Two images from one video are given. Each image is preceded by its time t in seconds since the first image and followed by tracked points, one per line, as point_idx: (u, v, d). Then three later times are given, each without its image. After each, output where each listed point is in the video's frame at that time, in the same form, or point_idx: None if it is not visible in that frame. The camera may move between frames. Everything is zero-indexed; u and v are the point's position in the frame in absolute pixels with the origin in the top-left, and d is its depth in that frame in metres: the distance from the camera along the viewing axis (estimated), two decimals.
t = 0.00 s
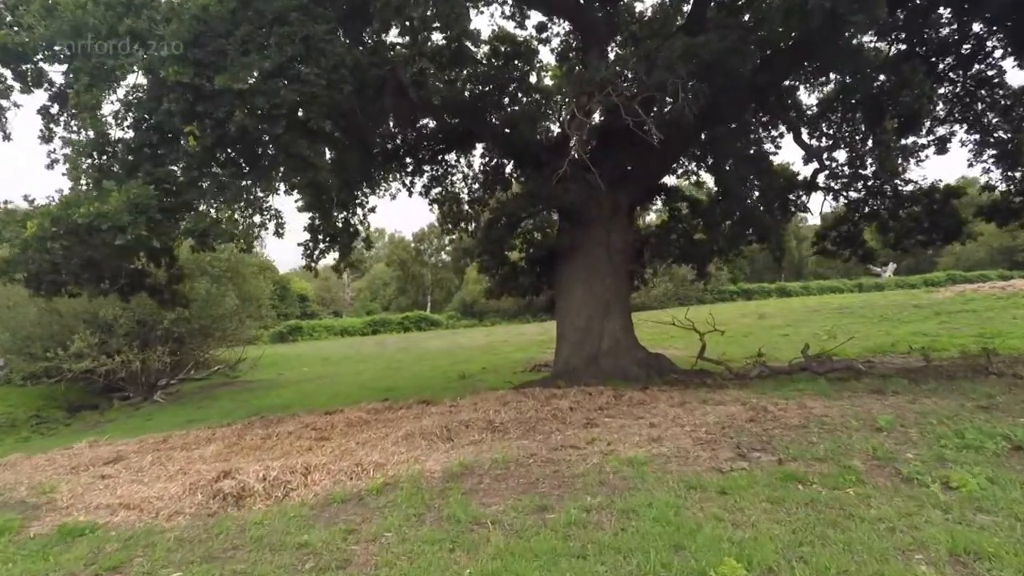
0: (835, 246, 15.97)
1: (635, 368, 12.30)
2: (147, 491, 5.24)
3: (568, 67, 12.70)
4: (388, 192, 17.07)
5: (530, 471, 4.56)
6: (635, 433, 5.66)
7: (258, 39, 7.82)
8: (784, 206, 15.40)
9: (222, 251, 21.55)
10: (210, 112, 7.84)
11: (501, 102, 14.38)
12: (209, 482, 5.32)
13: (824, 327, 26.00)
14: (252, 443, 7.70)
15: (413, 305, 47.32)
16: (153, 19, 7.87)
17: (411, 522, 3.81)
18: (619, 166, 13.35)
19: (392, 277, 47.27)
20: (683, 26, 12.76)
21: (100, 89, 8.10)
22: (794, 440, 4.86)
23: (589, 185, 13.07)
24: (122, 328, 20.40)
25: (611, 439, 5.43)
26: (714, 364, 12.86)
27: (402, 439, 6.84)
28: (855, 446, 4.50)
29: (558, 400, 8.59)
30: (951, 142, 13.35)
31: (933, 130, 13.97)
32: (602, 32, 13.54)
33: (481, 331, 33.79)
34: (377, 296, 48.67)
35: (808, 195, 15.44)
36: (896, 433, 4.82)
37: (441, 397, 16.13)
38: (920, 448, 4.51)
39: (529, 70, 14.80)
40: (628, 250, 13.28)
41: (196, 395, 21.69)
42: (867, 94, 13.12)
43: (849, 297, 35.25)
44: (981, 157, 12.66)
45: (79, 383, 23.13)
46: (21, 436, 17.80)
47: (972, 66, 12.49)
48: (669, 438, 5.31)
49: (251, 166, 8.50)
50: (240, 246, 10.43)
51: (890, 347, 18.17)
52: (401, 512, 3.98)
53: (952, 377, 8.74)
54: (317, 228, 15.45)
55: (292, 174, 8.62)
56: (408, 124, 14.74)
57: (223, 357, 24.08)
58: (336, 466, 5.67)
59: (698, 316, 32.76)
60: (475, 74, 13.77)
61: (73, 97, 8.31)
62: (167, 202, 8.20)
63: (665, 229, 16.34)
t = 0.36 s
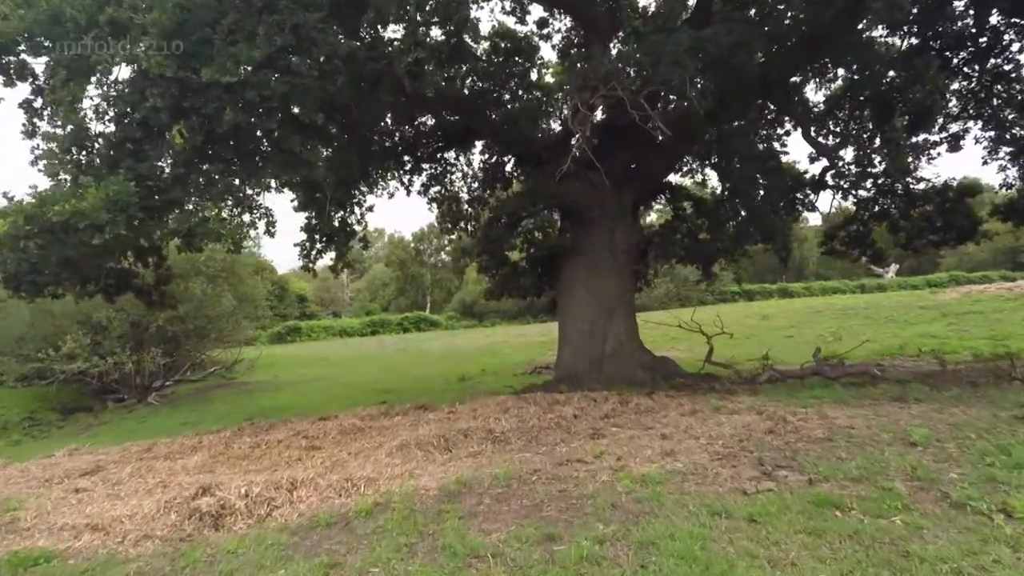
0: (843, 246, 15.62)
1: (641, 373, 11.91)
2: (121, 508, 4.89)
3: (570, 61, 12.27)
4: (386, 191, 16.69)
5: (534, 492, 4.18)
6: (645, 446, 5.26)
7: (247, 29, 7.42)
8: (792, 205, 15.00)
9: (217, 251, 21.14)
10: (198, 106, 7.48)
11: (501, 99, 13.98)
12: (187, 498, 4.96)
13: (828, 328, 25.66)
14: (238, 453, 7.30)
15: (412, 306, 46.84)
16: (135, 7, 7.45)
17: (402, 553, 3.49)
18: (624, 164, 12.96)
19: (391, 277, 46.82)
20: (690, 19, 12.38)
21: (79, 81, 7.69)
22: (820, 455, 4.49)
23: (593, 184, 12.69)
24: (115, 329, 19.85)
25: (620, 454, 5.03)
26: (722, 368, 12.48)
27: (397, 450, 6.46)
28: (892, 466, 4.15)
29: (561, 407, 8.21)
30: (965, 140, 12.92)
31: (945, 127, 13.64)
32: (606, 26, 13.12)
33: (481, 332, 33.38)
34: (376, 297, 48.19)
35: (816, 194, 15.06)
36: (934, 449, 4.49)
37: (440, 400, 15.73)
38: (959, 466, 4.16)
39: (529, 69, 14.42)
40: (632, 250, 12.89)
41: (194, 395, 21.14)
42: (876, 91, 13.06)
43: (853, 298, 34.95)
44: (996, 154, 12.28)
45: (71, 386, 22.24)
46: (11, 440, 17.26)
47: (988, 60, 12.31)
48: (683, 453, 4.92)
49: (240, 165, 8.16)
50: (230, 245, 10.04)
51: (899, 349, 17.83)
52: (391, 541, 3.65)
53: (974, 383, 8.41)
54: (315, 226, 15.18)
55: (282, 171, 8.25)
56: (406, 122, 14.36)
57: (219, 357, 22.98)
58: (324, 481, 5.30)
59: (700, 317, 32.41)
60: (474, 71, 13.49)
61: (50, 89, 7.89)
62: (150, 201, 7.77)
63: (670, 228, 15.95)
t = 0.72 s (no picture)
0: (854, 244, 15.24)
1: (649, 374, 11.49)
2: (94, 524, 4.50)
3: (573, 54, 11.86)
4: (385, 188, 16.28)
5: (546, 510, 3.77)
6: (664, 455, 4.86)
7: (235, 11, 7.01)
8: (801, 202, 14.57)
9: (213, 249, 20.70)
10: (183, 92, 7.12)
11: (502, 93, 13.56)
12: (164, 512, 4.58)
13: (835, 329, 25.27)
14: (227, 460, 6.90)
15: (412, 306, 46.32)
16: None
17: None
18: (629, 159, 12.64)
19: (391, 277, 46.33)
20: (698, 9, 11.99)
21: (58, 69, 7.29)
22: (862, 470, 4.09)
23: (597, 180, 12.35)
24: (109, 329, 19.28)
25: (639, 464, 4.64)
26: (733, 369, 12.07)
27: (394, 458, 6.05)
28: (947, 482, 3.78)
29: (568, 411, 7.83)
30: (983, 134, 12.52)
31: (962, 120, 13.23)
32: (611, 16, 12.70)
33: (482, 332, 32.94)
34: (376, 296, 47.69)
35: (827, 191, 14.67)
36: (987, 462, 4.13)
37: (441, 403, 15.32)
38: (1019, 482, 3.79)
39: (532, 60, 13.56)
40: (639, 248, 12.47)
41: (192, 396, 20.40)
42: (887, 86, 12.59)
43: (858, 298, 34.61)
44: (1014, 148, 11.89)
45: (64, 387, 21.33)
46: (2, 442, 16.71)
47: (1009, 52, 12.15)
48: (707, 463, 4.51)
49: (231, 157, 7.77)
50: (222, 241, 9.67)
51: (911, 350, 17.45)
52: (388, 569, 3.26)
53: (1002, 386, 8.05)
54: (313, 224, 14.82)
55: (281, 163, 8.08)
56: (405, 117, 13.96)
57: (216, 358, 22.23)
58: (315, 493, 4.91)
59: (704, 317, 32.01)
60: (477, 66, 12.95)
61: (29, 76, 7.50)
62: (135, 194, 7.38)
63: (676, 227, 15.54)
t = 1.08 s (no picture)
0: (866, 243, 14.85)
1: (658, 378, 11.06)
2: (64, 547, 4.25)
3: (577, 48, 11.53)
4: (385, 186, 15.90)
5: (561, 540, 3.39)
6: (687, 472, 4.46)
7: None
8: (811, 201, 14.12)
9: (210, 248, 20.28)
10: (168, 81, 6.76)
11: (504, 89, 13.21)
12: (140, 534, 4.22)
13: (842, 330, 24.88)
14: (215, 470, 6.49)
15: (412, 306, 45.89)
16: None
17: None
18: (636, 156, 12.26)
19: (392, 277, 45.91)
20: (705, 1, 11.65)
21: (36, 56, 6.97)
22: (906, 491, 3.71)
23: (602, 177, 11.98)
24: (105, 330, 18.70)
25: (661, 482, 4.24)
26: (744, 373, 11.66)
27: (392, 471, 5.66)
28: (1006, 506, 3.42)
29: (575, 418, 7.43)
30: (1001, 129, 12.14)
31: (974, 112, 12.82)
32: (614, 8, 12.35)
33: (483, 333, 32.53)
34: (376, 296, 47.24)
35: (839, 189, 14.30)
36: None
37: (443, 406, 14.91)
38: None
39: (535, 58, 13.25)
40: (646, 246, 12.08)
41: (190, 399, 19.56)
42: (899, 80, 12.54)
43: (863, 299, 34.24)
44: None
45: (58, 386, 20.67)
46: None
47: None
48: (734, 481, 4.11)
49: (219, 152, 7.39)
50: (213, 240, 9.29)
51: (921, 352, 17.09)
52: None
53: None
54: (309, 222, 14.39)
55: (272, 161, 7.51)
56: (405, 113, 13.57)
57: (215, 359, 21.51)
58: (307, 511, 4.54)
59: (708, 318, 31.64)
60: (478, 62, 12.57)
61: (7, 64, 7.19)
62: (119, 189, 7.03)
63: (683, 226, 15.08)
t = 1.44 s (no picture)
0: (879, 242, 14.50)
1: (669, 382, 10.65)
2: (28, 572, 3.89)
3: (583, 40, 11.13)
4: (386, 184, 15.52)
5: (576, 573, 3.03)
6: (714, 489, 4.06)
7: None
8: (825, 198, 13.46)
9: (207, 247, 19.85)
10: (152, 67, 6.44)
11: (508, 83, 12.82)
12: (112, 560, 3.84)
13: (851, 331, 24.43)
14: (204, 481, 6.10)
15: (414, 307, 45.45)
16: None
17: None
18: (646, 151, 11.95)
19: (394, 277, 45.52)
20: None
21: (14, 42, 6.88)
22: (968, 516, 3.31)
23: (610, 174, 11.55)
24: (103, 330, 18.19)
25: (687, 501, 3.84)
26: (758, 376, 11.25)
27: (393, 483, 5.28)
28: None
29: (585, 426, 7.03)
30: None
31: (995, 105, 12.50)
32: None
33: (485, 334, 32.03)
34: (378, 297, 46.82)
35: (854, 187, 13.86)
36: None
37: (445, 410, 14.53)
38: None
39: (539, 53, 12.75)
40: (656, 245, 11.67)
41: (188, 400, 19.17)
42: (913, 74, 12.87)
43: (872, 299, 33.71)
44: None
45: (55, 387, 20.14)
46: None
47: None
48: (768, 501, 3.70)
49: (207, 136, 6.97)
50: (205, 236, 8.97)
51: (936, 355, 16.65)
52: None
53: None
54: (308, 221, 14.01)
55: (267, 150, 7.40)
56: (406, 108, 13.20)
57: (214, 359, 20.95)
58: (298, 530, 4.17)
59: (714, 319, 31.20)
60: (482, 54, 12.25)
61: None
62: (101, 183, 6.83)
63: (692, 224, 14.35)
